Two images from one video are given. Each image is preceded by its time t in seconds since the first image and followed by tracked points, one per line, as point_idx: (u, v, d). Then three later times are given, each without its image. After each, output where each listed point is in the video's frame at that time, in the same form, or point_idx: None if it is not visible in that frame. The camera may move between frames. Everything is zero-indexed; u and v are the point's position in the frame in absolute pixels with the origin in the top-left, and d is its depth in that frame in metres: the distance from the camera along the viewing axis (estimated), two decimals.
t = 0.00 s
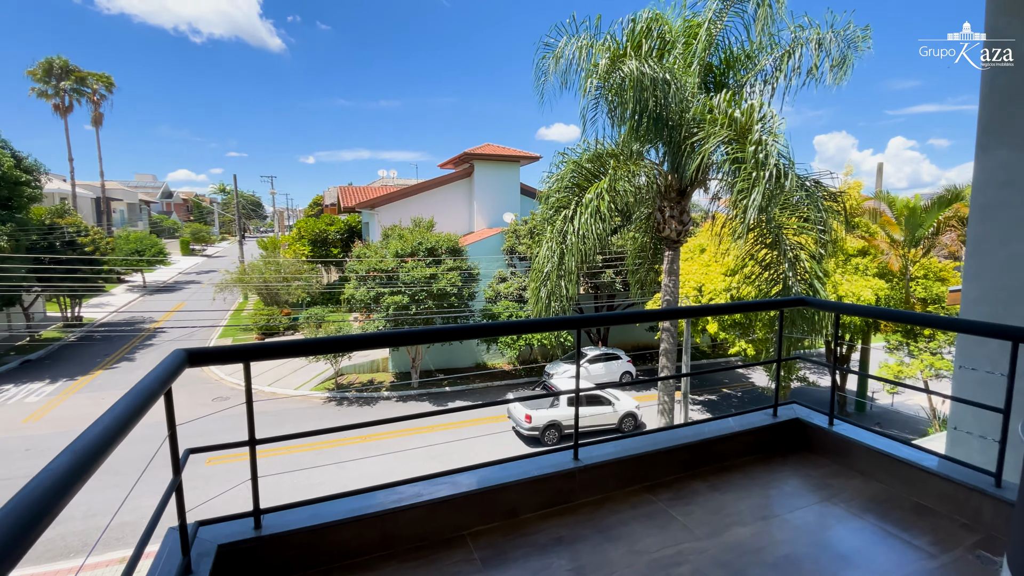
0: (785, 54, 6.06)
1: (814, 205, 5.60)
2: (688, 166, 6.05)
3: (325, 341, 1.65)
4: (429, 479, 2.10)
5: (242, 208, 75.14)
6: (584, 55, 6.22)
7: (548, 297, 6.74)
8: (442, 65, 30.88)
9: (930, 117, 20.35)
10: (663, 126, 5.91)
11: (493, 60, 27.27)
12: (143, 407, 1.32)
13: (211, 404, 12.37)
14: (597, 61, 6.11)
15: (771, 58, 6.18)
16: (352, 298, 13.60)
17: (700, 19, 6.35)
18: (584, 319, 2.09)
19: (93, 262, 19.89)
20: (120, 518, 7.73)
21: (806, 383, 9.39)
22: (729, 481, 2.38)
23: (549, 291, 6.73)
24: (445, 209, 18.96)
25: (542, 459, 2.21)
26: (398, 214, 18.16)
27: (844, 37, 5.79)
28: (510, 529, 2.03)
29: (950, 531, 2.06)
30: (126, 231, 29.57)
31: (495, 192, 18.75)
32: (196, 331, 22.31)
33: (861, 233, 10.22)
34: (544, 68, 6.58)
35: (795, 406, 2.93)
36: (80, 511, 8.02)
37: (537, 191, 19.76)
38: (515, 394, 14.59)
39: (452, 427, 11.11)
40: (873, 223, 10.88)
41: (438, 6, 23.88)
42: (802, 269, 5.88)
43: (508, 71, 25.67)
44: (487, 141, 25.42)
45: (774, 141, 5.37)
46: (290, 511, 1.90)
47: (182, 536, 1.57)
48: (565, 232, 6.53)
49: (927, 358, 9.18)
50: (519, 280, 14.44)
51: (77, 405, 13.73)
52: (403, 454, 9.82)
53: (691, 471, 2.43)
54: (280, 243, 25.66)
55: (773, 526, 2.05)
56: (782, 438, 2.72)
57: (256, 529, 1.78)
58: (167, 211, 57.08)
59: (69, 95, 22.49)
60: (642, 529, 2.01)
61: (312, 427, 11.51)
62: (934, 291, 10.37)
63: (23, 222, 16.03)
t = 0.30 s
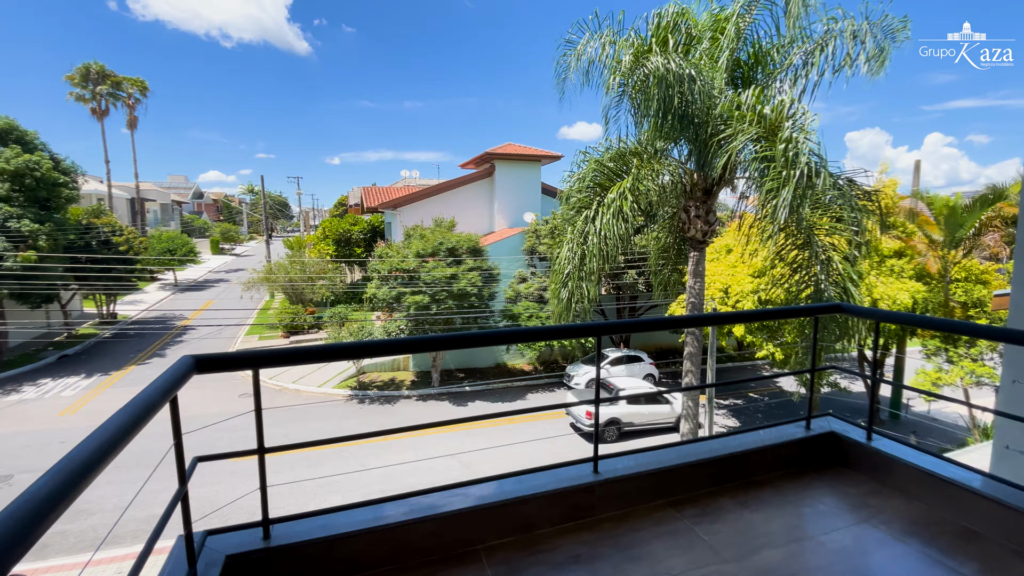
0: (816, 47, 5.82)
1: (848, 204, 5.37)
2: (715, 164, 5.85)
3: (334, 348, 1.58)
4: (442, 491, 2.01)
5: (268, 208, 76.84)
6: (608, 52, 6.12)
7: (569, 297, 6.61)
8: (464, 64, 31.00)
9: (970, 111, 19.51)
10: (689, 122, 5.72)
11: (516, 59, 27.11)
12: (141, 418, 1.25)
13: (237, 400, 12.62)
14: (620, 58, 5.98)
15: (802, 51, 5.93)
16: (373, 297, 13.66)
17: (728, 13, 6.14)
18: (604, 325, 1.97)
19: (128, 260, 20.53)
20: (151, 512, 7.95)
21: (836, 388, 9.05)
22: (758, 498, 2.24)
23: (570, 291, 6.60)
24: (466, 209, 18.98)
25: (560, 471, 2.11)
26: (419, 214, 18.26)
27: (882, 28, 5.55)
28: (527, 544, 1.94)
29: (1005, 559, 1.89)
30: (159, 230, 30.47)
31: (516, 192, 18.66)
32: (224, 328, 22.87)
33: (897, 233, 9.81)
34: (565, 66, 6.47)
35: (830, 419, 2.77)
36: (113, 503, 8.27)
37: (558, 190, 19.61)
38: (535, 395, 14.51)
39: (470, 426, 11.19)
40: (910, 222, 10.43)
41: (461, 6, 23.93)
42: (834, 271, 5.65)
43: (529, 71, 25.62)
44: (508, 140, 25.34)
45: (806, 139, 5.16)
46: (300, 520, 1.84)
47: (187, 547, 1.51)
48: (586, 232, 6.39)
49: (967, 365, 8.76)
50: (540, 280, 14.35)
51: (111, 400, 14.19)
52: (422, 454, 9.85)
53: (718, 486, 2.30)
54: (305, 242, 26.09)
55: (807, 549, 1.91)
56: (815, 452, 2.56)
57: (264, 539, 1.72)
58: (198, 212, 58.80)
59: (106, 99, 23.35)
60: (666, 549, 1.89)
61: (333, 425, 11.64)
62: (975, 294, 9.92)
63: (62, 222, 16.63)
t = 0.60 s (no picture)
0: (849, 40, 5.58)
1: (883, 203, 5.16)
2: (742, 161, 5.68)
3: (350, 351, 1.53)
4: (459, 500, 1.95)
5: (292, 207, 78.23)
6: (631, 48, 6.01)
7: (590, 298, 6.50)
8: (483, 63, 31.01)
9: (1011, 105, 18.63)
10: (714, 119, 5.56)
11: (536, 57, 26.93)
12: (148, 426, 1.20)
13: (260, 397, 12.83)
14: (645, 54, 5.86)
15: (834, 45, 5.69)
16: (393, 296, 13.72)
17: (754, 7, 5.95)
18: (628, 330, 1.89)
19: (157, 259, 21.08)
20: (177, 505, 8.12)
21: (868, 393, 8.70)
22: (791, 514, 2.12)
23: (590, 292, 6.49)
24: (485, 209, 18.98)
25: (581, 482, 2.02)
26: (439, 214, 18.31)
27: (919, 19, 5.36)
28: (547, 558, 1.86)
29: None
30: (187, 229, 31.25)
31: (536, 191, 18.56)
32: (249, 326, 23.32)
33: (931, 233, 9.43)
34: (585, 62, 6.36)
35: (868, 431, 2.62)
36: (141, 496, 8.48)
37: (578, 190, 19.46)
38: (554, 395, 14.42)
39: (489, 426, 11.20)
40: (947, 222, 10.03)
41: (482, 6, 23.94)
42: (868, 272, 5.42)
43: (549, 70, 25.48)
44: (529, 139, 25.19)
45: (839, 136, 4.96)
46: (314, 528, 1.79)
47: (199, 555, 1.48)
48: (607, 232, 6.28)
49: (1007, 372, 8.33)
50: (559, 280, 14.25)
51: (141, 394, 14.59)
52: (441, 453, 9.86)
53: (748, 500, 2.18)
54: (327, 241, 26.44)
55: (845, 570, 1.79)
56: (851, 466, 2.43)
57: (278, 547, 1.68)
58: (225, 211, 60.14)
59: (138, 103, 24.03)
60: (692, 567, 1.80)
61: (353, 423, 11.76)
62: (1016, 296, 9.48)
63: (96, 222, 17.14)
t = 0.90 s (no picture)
0: (884, 32, 5.36)
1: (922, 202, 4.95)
2: (770, 160, 5.52)
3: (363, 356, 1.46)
4: (478, 511, 1.87)
5: (314, 207, 79.47)
6: (655, 43, 5.90)
7: (610, 299, 6.37)
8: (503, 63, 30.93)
9: None
10: (741, 116, 5.41)
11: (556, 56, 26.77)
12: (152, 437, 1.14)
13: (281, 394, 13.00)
14: (669, 48, 5.74)
15: (868, 37, 5.47)
16: (412, 295, 13.74)
17: None
18: (656, 336, 1.78)
19: (184, 258, 21.56)
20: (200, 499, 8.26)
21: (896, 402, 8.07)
22: (827, 532, 2.00)
23: (611, 292, 6.35)
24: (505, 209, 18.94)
25: (604, 494, 1.93)
26: (458, 214, 18.32)
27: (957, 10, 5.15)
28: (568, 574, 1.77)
29: None
30: (213, 229, 31.95)
31: (555, 191, 18.43)
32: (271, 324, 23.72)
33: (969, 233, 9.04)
34: (606, 58, 6.27)
35: (911, 445, 2.47)
36: (166, 489, 8.65)
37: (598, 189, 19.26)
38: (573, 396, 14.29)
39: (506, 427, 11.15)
40: (985, 222, 9.62)
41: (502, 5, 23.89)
42: (903, 275, 5.19)
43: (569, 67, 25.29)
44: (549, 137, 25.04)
45: (874, 131, 4.76)
46: (328, 539, 1.73)
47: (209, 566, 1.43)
48: (629, 232, 6.15)
49: None
50: (579, 281, 14.11)
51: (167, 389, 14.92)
52: (459, 454, 9.83)
53: (781, 516, 2.06)
54: (348, 240, 26.70)
55: None
56: (891, 482, 2.28)
57: (291, 557, 1.63)
58: (250, 211, 61.38)
59: (168, 105, 24.69)
60: None
61: (372, 422, 11.83)
62: None
63: (126, 222, 17.61)
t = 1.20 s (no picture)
0: (923, 23, 5.13)
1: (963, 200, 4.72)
2: (800, 158, 5.32)
3: (375, 362, 1.37)
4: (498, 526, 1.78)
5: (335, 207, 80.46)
6: (680, 38, 5.77)
7: (631, 301, 6.18)
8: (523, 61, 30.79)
9: None
10: (769, 112, 5.24)
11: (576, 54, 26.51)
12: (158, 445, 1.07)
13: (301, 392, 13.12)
14: (694, 42, 5.62)
15: (906, 29, 5.22)
16: (430, 295, 13.72)
17: None
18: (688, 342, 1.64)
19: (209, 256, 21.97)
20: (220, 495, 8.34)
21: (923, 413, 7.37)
22: (872, 554, 1.85)
23: (632, 294, 6.18)
24: (523, 208, 18.84)
25: (630, 510, 1.82)
26: (476, 213, 18.28)
27: None
28: None
29: None
30: (237, 228, 32.56)
31: (574, 190, 18.23)
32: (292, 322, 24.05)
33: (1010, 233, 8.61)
34: (629, 54, 6.14)
35: (960, 460, 2.31)
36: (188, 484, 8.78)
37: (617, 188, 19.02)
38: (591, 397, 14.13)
39: (523, 429, 11.04)
40: None
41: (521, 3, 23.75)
42: (942, 278, 4.94)
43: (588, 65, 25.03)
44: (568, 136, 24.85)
45: (912, 125, 4.54)
46: (341, 552, 1.66)
47: None
48: (652, 231, 5.98)
49: None
50: (598, 281, 13.93)
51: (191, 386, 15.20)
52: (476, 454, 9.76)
53: (821, 537, 1.93)
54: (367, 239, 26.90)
55: None
56: (940, 501, 2.13)
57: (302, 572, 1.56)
58: (272, 210, 62.47)
59: (193, 107, 25.21)
60: None
61: (390, 421, 11.85)
62: None
63: (153, 221, 18.00)
